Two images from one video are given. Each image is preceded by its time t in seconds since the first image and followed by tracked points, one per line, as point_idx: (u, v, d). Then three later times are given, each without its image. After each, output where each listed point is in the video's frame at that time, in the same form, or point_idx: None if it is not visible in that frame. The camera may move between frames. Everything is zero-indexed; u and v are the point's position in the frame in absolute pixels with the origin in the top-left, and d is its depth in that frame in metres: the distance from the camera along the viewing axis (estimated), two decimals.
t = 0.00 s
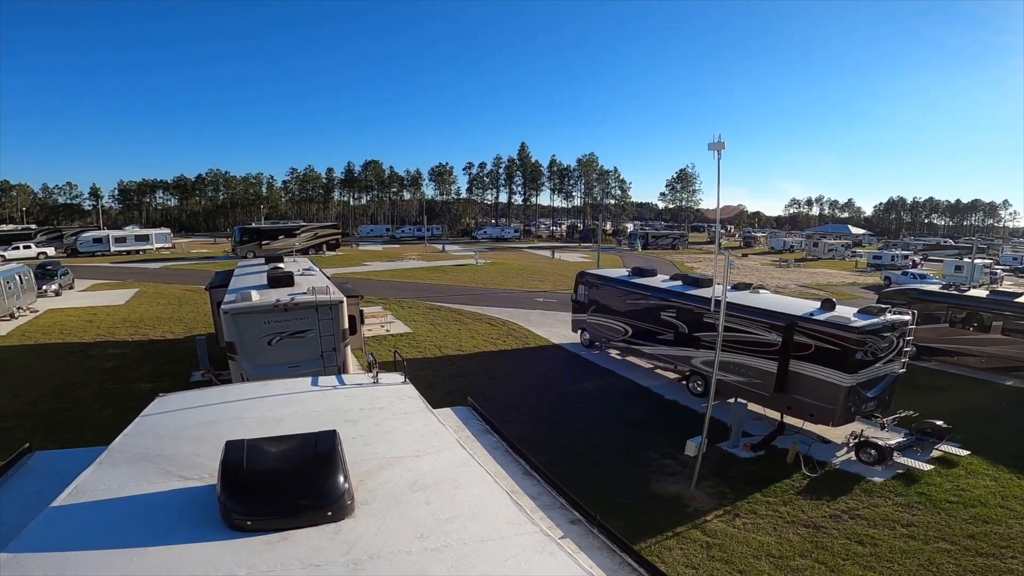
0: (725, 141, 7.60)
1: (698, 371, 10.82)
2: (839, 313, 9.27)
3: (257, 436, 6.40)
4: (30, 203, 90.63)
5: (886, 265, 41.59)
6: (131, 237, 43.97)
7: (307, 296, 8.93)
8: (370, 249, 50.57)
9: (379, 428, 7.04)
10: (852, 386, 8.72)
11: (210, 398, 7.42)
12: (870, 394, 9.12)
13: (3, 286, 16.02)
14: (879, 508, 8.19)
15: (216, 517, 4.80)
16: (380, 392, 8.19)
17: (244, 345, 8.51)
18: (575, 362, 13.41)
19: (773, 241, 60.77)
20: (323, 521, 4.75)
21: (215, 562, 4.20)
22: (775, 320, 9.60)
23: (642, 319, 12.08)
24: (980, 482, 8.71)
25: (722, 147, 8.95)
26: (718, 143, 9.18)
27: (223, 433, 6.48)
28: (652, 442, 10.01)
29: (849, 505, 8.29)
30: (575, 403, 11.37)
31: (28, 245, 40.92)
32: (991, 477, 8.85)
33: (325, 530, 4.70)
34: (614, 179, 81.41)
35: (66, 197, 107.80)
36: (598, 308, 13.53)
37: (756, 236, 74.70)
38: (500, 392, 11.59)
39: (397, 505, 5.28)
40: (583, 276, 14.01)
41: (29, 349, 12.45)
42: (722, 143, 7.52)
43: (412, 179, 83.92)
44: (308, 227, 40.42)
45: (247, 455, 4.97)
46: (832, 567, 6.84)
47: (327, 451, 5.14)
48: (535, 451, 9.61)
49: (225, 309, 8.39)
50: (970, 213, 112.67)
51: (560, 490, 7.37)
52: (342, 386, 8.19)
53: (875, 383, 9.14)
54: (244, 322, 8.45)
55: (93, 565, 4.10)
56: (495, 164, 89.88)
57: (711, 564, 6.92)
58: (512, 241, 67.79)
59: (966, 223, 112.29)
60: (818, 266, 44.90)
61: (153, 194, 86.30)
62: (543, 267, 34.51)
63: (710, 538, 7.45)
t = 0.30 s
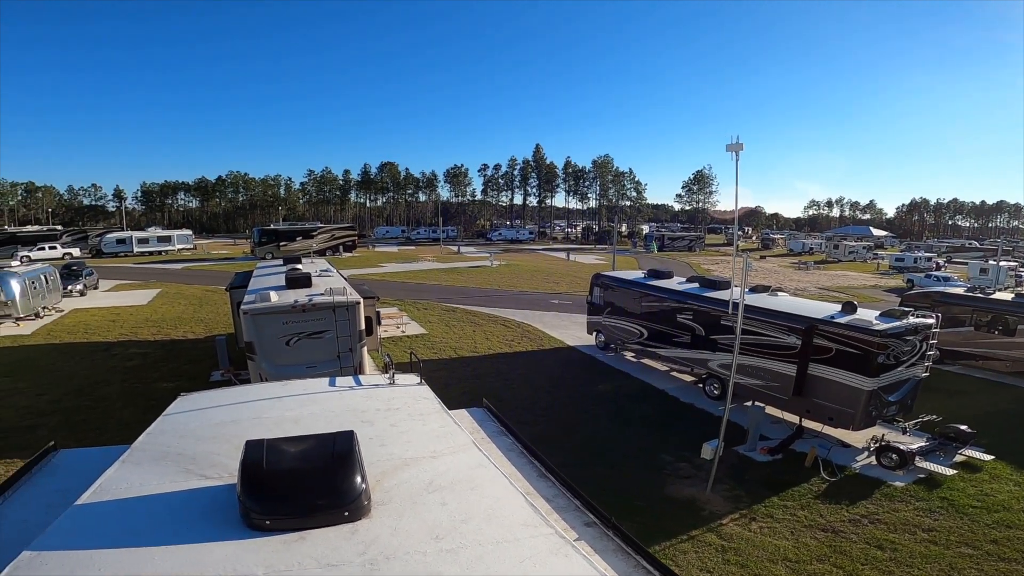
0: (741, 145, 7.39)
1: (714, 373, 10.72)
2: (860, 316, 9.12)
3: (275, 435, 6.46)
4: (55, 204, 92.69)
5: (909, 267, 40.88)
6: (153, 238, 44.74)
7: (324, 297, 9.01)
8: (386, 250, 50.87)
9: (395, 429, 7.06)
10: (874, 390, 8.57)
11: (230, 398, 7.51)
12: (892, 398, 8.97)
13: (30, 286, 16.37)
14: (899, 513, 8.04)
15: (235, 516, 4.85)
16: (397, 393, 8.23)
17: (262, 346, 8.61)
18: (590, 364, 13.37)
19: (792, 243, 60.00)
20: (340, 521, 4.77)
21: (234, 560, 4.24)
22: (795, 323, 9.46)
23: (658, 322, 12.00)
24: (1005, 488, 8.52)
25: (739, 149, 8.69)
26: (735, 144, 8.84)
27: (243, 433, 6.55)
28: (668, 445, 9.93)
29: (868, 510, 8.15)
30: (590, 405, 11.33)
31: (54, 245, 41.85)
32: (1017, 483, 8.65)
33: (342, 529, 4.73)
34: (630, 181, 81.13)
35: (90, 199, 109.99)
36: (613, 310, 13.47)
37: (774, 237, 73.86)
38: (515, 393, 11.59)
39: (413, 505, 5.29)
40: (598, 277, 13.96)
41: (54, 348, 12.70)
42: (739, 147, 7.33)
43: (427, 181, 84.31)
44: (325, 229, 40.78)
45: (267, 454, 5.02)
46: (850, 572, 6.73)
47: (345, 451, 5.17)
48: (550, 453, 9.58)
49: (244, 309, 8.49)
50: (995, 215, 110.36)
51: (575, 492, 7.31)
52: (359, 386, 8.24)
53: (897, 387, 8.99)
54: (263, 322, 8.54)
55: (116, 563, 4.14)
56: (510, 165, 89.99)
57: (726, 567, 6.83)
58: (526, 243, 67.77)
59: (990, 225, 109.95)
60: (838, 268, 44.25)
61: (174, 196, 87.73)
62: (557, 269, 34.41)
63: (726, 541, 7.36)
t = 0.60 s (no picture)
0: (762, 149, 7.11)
1: (734, 375, 10.60)
2: (886, 319, 8.94)
3: (296, 431, 6.52)
4: (84, 201, 94.94)
5: (936, 270, 40.01)
6: (180, 235, 45.62)
7: (345, 294, 9.09)
8: (405, 248, 51.19)
9: (414, 426, 7.09)
10: (899, 394, 8.40)
11: (251, 393, 7.61)
12: (918, 402, 8.78)
13: (60, 280, 16.77)
14: (922, 518, 7.87)
15: (257, 511, 4.90)
16: (415, 390, 8.27)
17: (284, 341, 8.72)
18: (607, 364, 13.31)
19: (816, 245, 59.05)
20: (359, 518, 4.80)
21: (254, 555, 4.29)
22: (818, 325, 9.31)
23: (677, 322, 11.90)
24: None
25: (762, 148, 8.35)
26: (760, 144, 8.52)
27: (265, 428, 6.63)
28: (685, 446, 9.84)
29: (890, 514, 7.99)
30: (607, 405, 11.27)
31: (84, 241, 42.90)
32: None
33: (360, 526, 4.76)
34: (649, 180, 80.59)
35: (117, 195, 112.59)
36: (631, 309, 13.39)
37: (797, 238, 72.72)
38: (532, 392, 11.57)
39: (431, 503, 5.30)
40: (617, 277, 13.89)
41: (83, 341, 13.01)
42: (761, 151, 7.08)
43: (446, 179, 84.57)
44: (346, 226, 41.18)
45: (289, 450, 5.07)
46: None
47: (365, 448, 5.21)
48: (567, 452, 9.54)
49: (266, 306, 8.61)
50: None
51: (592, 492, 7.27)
52: (378, 383, 8.29)
53: (923, 391, 8.80)
54: (285, 318, 8.65)
55: (141, 557, 4.21)
56: (528, 164, 89.89)
57: (742, 569, 6.76)
58: (544, 242, 67.68)
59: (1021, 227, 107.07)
60: (862, 270, 43.45)
61: (198, 193, 89.23)
62: (577, 268, 34.31)
63: (742, 544, 7.27)
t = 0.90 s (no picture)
0: (782, 148, 7.06)
1: (751, 378, 10.48)
2: (909, 322, 8.78)
3: (314, 431, 6.56)
4: (106, 202, 96.72)
5: (960, 271, 39.23)
6: (200, 236, 46.30)
7: (361, 295, 9.15)
8: (420, 249, 51.38)
9: (429, 427, 7.11)
10: (922, 398, 8.24)
11: (269, 393, 7.68)
12: (941, 406, 8.60)
13: (84, 281, 17.08)
14: (944, 522, 7.71)
15: (275, 510, 4.93)
16: (431, 391, 8.28)
17: (301, 341, 8.80)
18: (622, 366, 13.24)
19: (836, 246, 58.19)
20: (375, 518, 4.81)
21: (273, 555, 4.31)
22: (839, 327, 9.17)
23: (693, 324, 11.80)
24: None
25: (782, 149, 8.29)
26: (780, 144, 8.39)
27: (283, 428, 6.69)
28: (701, 449, 9.74)
29: (911, 518, 7.84)
30: (622, 407, 11.20)
31: (109, 242, 43.74)
32: None
33: (377, 526, 4.77)
34: (665, 181, 80.09)
35: (139, 197, 114.62)
36: (647, 311, 13.31)
37: (815, 239, 71.77)
38: (546, 393, 11.54)
39: (447, 504, 5.30)
40: (632, 278, 13.82)
41: (106, 340, 13.24)
42: (781, 150, 6.98)
43: (461, 180, 84.78)
44: (362, 227, 41.47)
45: (307, 450, 5.11)
46: None
47: (382, 448, 5.23)
48: (581, 454, 9.50)
49: (284, 306, 8.70)
50: None
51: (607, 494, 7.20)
52: (394, 383, 8.32)
53: (947, 395, 8.63)
54: (302, 319, 8.73)
55: (162, 556, 4.25)
56: (543, 165, 89.80)
57: (758, 573, 6.67)
58: (559, 243, 67.54)
59: None
60: (884, 272, 42.74)
61: (217, 195, 90.46)
62: (593, 270, 34.18)
63: (759, 548, 7.17)
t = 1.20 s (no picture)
0: (800, 145, 6.97)
1: (765, 377, 10.39)
2: (927, 322, 8.66)
3: (327, 427, 6.61)
4: (124, 198, 97.99)
5: (980, 272, 38.60)
6: (216, 232, 46.79)
7: (374, 291, 9.19)
8: (432, 246, 51.48)
9: (442, 424, 7.12)
10: (939, 399, 8.13)
11: (284, 388, 7.73)
12: (959, 408, 8.48)
13: (103, 275, 17.31)
14: (959, 524, 7.61)
15: (289, 506, 4.97)
16: (443, 388, 8.30)
17: (315, 337, 8.86)
18: (633, 364, 13.19)
19: (853, 246, 57.47)
20: (388, 515, 4.83)
21: (286, 550, 4.35)
22: (856, 328, 9.05)
23: (706, 323, 11.73)
24: None
25: (799, 146, 8.19)
26: (797, 142, 8.27)
27: (297, 424, 6.73)
28: (712, 448, 9.68)
29: (926, 520, 7.75)
30: (633, 406, 11.15)
31: (127, 237, 44.31)
32: None
33: (388, 522, 4.79)
34: (678, 179, 79.61)
35: (156, 193, 116.03)
36: (659, 310, 13.26)
37: (831, 238, 70.98)
38: (557, 391, 11.52)
39: (458, 501, 5.31)
40: (645, 277, 13.76)
41: (124, 335, 13.43)
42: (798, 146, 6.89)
43: (473, 177, 84.81)
44: (374, 224, 41.64)
45: (322, 446, 5.14)
46: None
47: (395, 445, 5.24)
48: (592, 452, 9.48)
49: (298, 302, 8.75)
50: None
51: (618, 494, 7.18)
52: (407, 380, 8.35)
53: (965, 396, 8.51)
54: (316, 314, 8.79)
55: (176, 551, 4.29)
56: (555, 162, 89.60)
57: (769, 574, 6.62)
58: (571, 241, 67.37)
59: None
60: (902, 272, 42.17)
61: (232, 191, 91.33)
62: (606, 268, 34.04)
63: (770, 548, 7.12)
